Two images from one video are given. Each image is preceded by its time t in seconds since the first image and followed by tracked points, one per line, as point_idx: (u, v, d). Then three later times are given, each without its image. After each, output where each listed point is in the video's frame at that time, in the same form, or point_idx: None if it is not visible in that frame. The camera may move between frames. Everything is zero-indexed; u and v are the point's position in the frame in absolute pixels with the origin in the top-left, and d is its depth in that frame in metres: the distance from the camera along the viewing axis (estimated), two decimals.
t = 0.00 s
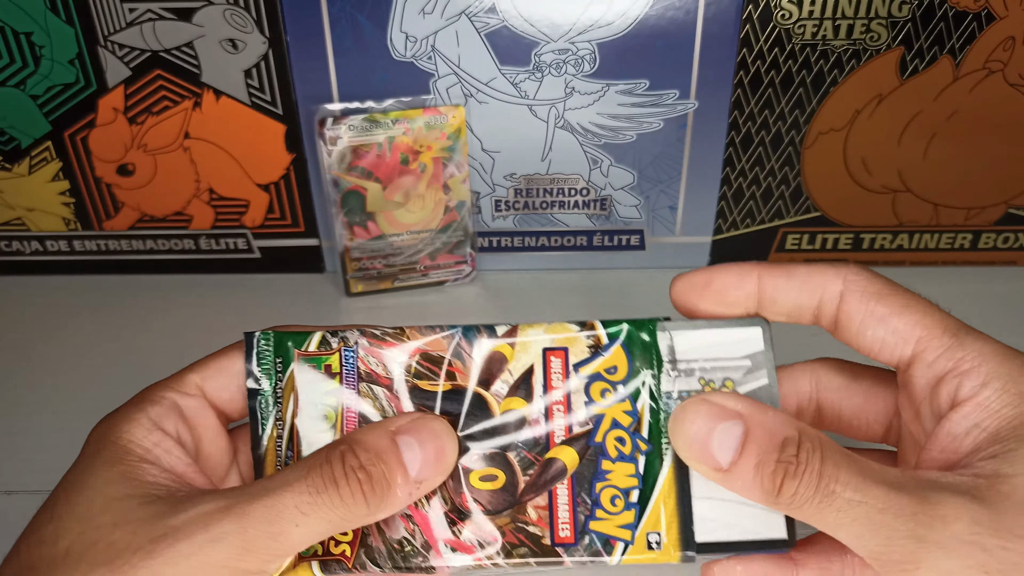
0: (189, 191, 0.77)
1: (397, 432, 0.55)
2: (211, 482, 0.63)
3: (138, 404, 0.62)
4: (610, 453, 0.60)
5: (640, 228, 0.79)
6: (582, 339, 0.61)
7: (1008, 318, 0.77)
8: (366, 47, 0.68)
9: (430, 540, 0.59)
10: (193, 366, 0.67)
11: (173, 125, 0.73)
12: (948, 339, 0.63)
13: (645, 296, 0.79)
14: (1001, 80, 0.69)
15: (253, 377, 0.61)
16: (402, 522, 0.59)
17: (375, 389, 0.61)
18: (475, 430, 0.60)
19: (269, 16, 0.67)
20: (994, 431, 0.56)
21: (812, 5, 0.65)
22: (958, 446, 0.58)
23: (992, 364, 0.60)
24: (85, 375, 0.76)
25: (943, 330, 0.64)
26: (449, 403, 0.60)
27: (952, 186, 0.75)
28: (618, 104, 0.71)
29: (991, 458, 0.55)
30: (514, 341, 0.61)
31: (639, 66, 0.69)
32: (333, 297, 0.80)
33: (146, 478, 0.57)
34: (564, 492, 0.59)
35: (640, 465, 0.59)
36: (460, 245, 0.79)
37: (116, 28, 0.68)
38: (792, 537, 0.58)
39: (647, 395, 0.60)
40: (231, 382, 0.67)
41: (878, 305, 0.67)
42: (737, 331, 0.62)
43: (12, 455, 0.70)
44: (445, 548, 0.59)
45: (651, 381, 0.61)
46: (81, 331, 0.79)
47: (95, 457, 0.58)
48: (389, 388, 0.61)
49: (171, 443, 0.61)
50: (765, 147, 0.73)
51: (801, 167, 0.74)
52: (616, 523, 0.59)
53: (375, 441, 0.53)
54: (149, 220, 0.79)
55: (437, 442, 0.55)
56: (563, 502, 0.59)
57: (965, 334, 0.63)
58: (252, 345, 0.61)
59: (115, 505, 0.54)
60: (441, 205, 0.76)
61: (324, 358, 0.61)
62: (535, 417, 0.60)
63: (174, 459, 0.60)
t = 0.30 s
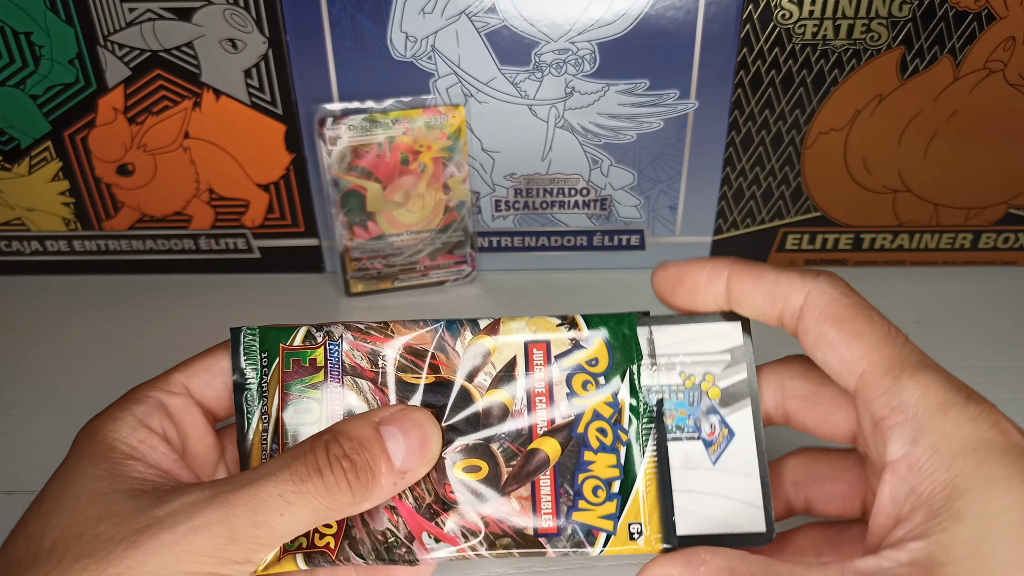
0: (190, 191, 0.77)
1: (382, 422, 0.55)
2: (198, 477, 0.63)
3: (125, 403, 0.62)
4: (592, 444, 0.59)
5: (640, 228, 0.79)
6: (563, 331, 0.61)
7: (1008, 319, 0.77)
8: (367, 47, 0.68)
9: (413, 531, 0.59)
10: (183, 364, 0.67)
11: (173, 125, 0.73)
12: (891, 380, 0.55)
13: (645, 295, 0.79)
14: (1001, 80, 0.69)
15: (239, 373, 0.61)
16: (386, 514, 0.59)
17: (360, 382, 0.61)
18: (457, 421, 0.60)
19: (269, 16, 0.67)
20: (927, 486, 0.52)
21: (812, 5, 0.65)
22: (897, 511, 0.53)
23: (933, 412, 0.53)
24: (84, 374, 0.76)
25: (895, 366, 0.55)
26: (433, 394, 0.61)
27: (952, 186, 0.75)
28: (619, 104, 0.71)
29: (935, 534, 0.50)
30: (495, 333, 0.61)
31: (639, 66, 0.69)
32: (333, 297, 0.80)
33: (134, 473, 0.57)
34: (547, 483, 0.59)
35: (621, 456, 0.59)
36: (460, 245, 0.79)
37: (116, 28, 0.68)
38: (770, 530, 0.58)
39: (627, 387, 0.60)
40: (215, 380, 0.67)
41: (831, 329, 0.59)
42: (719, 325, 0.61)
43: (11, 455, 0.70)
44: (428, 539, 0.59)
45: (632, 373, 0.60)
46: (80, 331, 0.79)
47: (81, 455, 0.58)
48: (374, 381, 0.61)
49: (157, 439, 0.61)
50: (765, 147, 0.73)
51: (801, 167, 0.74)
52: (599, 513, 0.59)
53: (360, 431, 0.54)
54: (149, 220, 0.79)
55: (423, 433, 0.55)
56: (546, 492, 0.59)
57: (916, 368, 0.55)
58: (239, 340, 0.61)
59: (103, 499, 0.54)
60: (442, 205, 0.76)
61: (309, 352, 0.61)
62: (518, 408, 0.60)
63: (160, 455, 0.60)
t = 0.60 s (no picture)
0: (189, 191, 0.77)
1: (384, 424, 0.55)
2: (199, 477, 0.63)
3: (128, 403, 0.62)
4: (594, 456, 0.59)
5: (640, 228, 0.79)
6: (570, 341, 0.61)
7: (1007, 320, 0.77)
8: (366, 47, 0.68)
9: (411, 534, 0.59)
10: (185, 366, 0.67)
11: (173, 125, 0.73)
12: (879, 405, 0.53)
13: (645, 296, 0.80)
14: (1001, 80, 0.69)
15: (244, 364, 0.61)
16: (384, 516, 0.59)
17: (364, 382, 0.61)
18: (460, 427, 0.60)
19: (269, 16, 0.67)
20: (918, 512, 0.51)
21: (812, 5, 0.64)
22: (889, 533, 0.53)
23: (922, 436, 0.50)
24: (85, 375, 0.76)
25: (882, 388, 0.53)
26: (437, 396, 0.61)
27: (952, 186, 0.75)
28: (618, 104, 0.71)
29: (923, 569, 0.49)
30: (503, 340, 0.61)
31: (639, 66, 0.69)
32: (333, 297, 0.80)
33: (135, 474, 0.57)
34: (548, 495, 0.59)
35: (622, 470, 0.59)
36: (460, 245, 0.79)
37: (115, 28, 0.68)
38: (765, 551, 0.58)
39: (633, 400, 0.60)
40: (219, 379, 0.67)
41: (817, 352, 0.56)
42: (727, 343, 0.61)
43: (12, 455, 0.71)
44: (425, 544, 0.59)
45: (638, 387, 0.60)
46: (81, 332, 0.79)
47: (84, 455, 0.58)
48: (378, 381, 0.61)
49: (158, 439, 0.61)
50: (765, 147, 0.73)
51: (801, 167, 0.74)
52: (597, 526, 0.59)
53: (361, 433, 0.54)
54: (149, 220, 0.79)
55: (424, 437, 0.55)
56: (546, 505, 0.59)
57: (905, 387, 0.52)
58: (244, 333, 0.61)
59: (102, 499, 0.54)
60: (441, 205, 0.76)
61: (314, 349, 0.61)
62: (522, 417, 0.60)
63: (160, 455, 0.60)
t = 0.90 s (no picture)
0: (189, 191, 0.77)
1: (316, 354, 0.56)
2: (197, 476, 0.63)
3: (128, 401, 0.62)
4: (592, 453, 0.59)
5: (640, 228, 0.79)
6: (571, 338, 0.62)
7: (1006, 320, 0.77)
8: (366, 47, 0.68)
9: (407, 523, 0.59)
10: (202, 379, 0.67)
11: (173, 125, 0.73)
12: (883, 407, 0.52)
13: (645, 295, 0.80)
14: (1001, 80, 0.69)
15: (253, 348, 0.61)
16: (380, 504, 0.59)
17: (366, 370, 0.61)
18: (459, 418, 0.61)
19: (269, 16, 0.67)
20: (921, 514, 0.50)
21: (812, 5, 0.64)
22: (891, 533, 0.52)
23: (927, 438, 0.50)
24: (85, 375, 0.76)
25: (886, 391, 0.52)
26: (437, 386, 0.61)
27: (953, 185, 0.75)
28: (618, 104, 0.71)
29: (925, 570, 0.49)
30: (505, 336, 0.63)
31: (640, 66, 0.69)
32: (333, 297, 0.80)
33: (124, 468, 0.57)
34: (545, 490, 0.59)
35: (620, 467, 0.59)
36: (460, 245, 0.79)
37: (115, 28, 0.68)
38: (764, 554, 0.57)
39: (633, 398, 0.60)
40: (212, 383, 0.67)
41: (818, 353, 0.56)
42: (730, 346, 0.61)
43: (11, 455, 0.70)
44: (421, 533, 0.59)
45: (640, 386, 0.61)
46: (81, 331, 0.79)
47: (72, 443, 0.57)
48: (379, 370, 0.62)
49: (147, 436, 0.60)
50: (765, 147, 0.73)
51: (801, 167, 0.74)
52: (593, 523, 0.58)
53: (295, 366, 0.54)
54: (149, 220, 0.79)
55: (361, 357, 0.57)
56: (543, 500, 0.59)
57: (908, 389, 0.52)
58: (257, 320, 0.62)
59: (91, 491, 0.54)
60: (441, 205, 0.76)
61: (321, 337, 0.62)
62: (521, 412, 0.60)
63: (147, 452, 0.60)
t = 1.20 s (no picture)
0: (190, 191, 0.77)
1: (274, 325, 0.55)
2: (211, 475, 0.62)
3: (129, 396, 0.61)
4: (595, 454, 0.59)
5: (640, 228, 0.79)
6: (575, 340, 0.61)
7: (1006, 320, 0.77)
8: (366, 47, 0.68)
9: (413, 524, 0.60)
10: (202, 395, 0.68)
11: (174, 124, 0.73)
12: (882, 408, 0.52)
13: (645, 295, 0.80)
14: (1001, 80, 0.69)
15: (261, 353, 0.61)
16: (386, 506, 0.60)
17: (372, 373, 0.61)
18: (463, 421, 0.61)
19: (268, 16, 0.67)
20: (920, 515, 0.51)
21: (812, 5, 0.64)
22: (890, 533, 0.52)
23: (926, 439, 0.50)
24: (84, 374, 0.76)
25: (885, 392, 0.52)
26: (442, 390, 0.61)
27: (954, 186, 0.75)
28: (619, 104, 0.71)
29: (923, 571, 0.50)
30: (509, 338, 0.62)
31: (640, 66, 0.69)
32: (333, 297, 0.80)
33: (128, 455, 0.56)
34: (549, 491, 0.59)
35: (622, 468, 0.59)
36: (460, 245, 0.79)
37: (116, 28, 0.68)
38: (765, 553, 0.57)
39: (635, 399, 0.60)
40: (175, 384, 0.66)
41: (819, 355, 0.56)
42: (731, 346, 0.61)
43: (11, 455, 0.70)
44: (427, 533, 0.59)
45: (643, 387, 0.61)
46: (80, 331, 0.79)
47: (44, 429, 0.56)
48: (384, 373, 0.61)
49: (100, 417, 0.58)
50: (765, 147, 0.73)
51: (801, 167, 0.74)
52: (596, 523, 0.59)
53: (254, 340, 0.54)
54: (149, 220, 0.79)
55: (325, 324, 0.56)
56: (547, 501, 0.59)
57: (908, 391, 0.52)
58: (264, 325, 0.62)
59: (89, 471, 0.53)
60: (441, 205, 0.76)
61: (327, 341, 0.62)
62: (524, 413, 0.60)
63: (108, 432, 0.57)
